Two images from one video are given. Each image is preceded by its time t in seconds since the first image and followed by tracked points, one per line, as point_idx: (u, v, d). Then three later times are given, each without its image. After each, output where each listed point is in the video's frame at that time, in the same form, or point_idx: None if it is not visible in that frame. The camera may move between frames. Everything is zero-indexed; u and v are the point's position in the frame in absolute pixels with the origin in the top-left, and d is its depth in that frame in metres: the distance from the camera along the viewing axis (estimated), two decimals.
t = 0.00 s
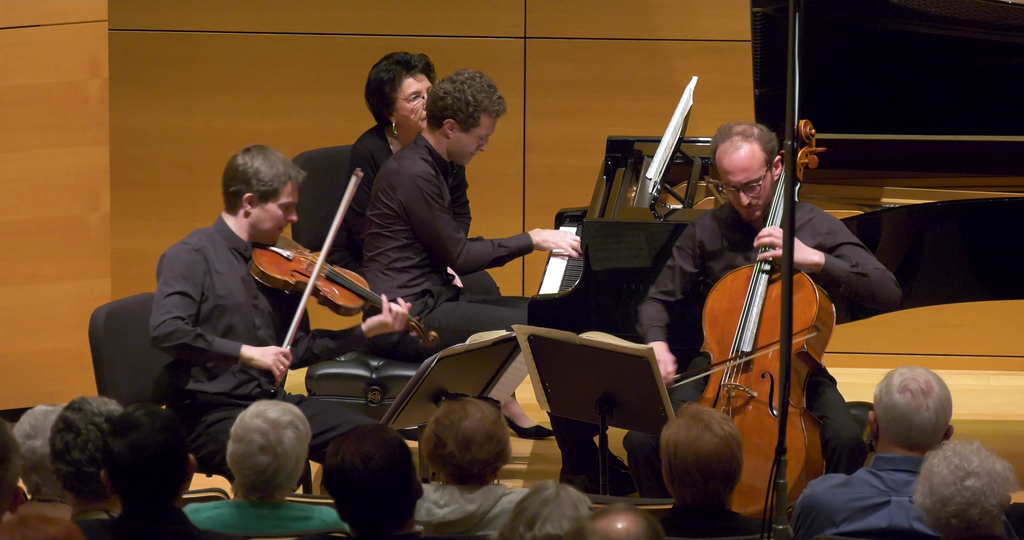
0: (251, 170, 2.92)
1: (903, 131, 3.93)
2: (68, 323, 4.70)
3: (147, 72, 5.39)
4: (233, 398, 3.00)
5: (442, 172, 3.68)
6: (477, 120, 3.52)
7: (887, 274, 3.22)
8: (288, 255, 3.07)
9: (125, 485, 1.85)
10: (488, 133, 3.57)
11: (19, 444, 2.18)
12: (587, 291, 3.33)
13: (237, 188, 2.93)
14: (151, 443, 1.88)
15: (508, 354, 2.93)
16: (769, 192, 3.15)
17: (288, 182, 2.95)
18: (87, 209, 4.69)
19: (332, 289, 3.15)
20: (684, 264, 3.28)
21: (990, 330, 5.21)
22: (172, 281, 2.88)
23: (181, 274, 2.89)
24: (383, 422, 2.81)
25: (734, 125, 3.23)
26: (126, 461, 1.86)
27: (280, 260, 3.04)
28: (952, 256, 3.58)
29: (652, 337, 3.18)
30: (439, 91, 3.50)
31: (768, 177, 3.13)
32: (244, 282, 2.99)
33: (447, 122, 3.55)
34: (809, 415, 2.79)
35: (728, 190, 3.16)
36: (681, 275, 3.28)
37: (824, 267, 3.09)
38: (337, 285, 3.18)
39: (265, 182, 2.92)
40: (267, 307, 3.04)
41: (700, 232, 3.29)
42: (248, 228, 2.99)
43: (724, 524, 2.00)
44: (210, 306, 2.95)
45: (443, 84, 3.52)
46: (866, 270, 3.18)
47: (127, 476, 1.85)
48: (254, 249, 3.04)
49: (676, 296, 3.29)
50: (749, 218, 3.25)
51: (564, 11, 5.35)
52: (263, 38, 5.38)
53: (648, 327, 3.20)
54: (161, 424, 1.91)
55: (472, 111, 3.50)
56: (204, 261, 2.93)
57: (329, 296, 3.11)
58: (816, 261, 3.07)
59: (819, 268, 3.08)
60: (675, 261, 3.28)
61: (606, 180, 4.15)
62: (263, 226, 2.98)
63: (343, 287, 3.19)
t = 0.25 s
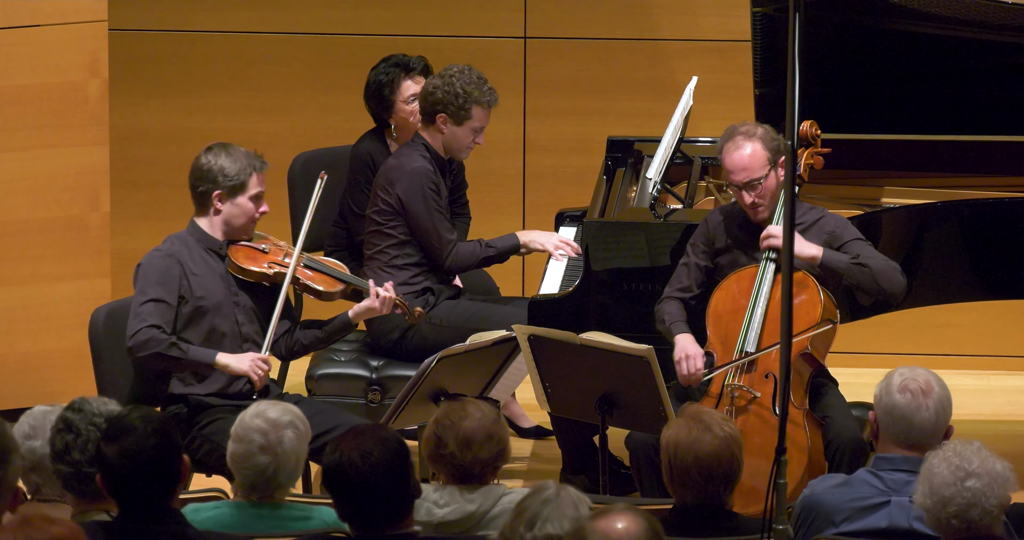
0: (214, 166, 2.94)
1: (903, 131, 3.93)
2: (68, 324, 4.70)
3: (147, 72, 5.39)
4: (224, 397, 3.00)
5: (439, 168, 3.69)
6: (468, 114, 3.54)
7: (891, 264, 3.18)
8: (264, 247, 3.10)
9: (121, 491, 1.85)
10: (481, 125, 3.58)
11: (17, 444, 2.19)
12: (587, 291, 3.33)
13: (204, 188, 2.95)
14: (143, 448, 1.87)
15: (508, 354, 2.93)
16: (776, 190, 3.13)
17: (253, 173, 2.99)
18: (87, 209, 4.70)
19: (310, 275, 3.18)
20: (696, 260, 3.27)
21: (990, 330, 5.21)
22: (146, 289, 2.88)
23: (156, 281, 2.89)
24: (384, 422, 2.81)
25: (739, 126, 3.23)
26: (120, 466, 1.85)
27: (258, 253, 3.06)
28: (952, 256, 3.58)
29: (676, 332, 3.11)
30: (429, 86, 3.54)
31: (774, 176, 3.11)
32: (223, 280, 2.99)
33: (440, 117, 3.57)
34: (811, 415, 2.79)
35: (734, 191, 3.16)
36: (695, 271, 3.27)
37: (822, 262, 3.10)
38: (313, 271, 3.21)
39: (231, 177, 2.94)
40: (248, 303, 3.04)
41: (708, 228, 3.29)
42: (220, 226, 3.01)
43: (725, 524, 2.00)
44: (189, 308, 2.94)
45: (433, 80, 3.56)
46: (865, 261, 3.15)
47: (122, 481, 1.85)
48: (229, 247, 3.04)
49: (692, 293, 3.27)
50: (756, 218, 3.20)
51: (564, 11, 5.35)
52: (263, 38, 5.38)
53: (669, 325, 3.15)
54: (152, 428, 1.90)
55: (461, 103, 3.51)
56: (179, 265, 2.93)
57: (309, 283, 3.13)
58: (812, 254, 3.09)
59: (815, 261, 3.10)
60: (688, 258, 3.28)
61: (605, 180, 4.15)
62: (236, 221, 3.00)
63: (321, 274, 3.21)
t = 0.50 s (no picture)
0: (189, 166, 3.00)
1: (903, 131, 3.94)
2: (68, 324, 4.71)
3: (147, 72, 5.39)
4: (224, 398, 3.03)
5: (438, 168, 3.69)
6: (461, 112, 3.54)
7: (890, 259, 3.18)
8: (249, 243, 3.15)
9: (123, 492, 1.85)
10: (476, 123, 3.58)
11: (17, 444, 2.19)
12: (587, 291, 3.33)
13: (182, 189, 3.01)
14: (144, 449, 1.87)
15: (508, 354, 2.93)
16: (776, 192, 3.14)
17: (228, 169, 3.04)
18: (87, 209, 4.70)
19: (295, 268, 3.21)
20: (700, 259, 3.26)
21: (991, 329, 5.21)
22: (130, 298, 2.92)
23: (141, 288, 2.94)
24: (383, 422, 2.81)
25: (744, 123, 3.23)
26: (122, 467, 1.85)
27: (243, 250, 3.12)
28: (952, 256, 3.58)
29: (688, 325, 3.06)
30: (421, 86, 3.55)
31: (777, 176, 3.12)
32: (208, 280, 3.05)
33: (434, 117, 3.57)
34: (811, 415, 2.79)
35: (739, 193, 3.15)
36: (700, 269, 3.25)
37: (822, 262, 3.10)
38: (301, 263, 3.25)
39: (206, 176, 3.00)
40: (237, 301, 3.10)
41: (710, 228, 3.28)
42: (202, 226, 3.07)
43: (725, 525, 2.00)
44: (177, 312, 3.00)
45: (425, 79, 3.56)
46: (863, 258, 3.16)
47: (124, 482, 1.85)
48: (214, 246, 3.09)
49: (697, 292, 3.23)
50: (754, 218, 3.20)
51: (564, 11, 5.35)
52: (263, 38, 5.38)
53: (681, 322, 3.09)
54: (154, 429, 1.90)
55: (454, 101, 3.51)
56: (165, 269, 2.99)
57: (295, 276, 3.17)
58: (812, 255, 3.09)
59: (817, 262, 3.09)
60: (692, 256, 3.26)
61: (606, 180, 4.15)
62: (215, 219, 3.06)
63: (308, 266, 3.24)
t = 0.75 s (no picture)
0: (178, 168, 3.04)
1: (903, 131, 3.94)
2: (69, 324, 4.71)
3: (147, 72, 5.39)
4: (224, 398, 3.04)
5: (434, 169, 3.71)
6: (453, 107, 3.55)
7: (887, 260, 3.18)
8: (242, 241, 3.16)
9: (127, 491, 1.85)
10: (470, 119, 3.58)
11: (17, 444, 2.19)
12: (587, 291, 3.33)
13: (171, 190, 3.05)
14: (148, 447, 1.87)
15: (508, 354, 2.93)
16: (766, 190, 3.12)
17: (218, 169, 3.07)
18: (87, 209, 4.70)
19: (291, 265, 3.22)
20: (699, 259, 3.24)
21: (991, 329, 5.21)
22: (124, 301, 2.93)
23: (134, 291, 2.95)
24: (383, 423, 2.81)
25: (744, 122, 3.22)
26: (126, 464, 1.86)
27: (236, 248, 3.13)
28: (952, 256, 3.58)
29: (689, 326, 3.04)
30: (415, 84, 3.58)
31: (766, 177, 3.11)
32: (203, 281, 3.06)
33: (426, 114, 3.58)
34: (810, 414, 2.79)
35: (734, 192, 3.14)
36: (700, 270, 3.23)
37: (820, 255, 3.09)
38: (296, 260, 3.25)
39: (195, 176, 3.03)
40: (233, 301, 3.10)
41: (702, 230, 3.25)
42: (194, 227, 3.09)
43: (725, 525, 2.00)
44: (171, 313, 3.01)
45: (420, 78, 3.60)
46: (862, 256, 3.15)
47: (127, 480, 1.85)
48: (207, 247, 3.11)
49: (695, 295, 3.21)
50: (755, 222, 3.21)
51: (564, 11, 5.35)
52: (263, 38, 5.38)
53: (681, 324, 3.07)
54: (158, 428, 1.90)
55: (446, 98, 3.52)
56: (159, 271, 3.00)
57: (290, 274, 3.18)
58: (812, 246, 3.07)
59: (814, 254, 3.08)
60: (690, 258, 3.25)
61: (606, 181, 4.15)
62: (206, 219, 3.09)
63: (306, 263, 3.25)
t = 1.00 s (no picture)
0: (175, 167, 3.06)
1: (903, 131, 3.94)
2: (69, 324, 4.71)
3: (147, 73, 5.39)
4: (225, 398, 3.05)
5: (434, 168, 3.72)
6: (440, 101, 3.58)
7: (881, 253, 3.17)
8: (241, 239, 3.16)
9: (131, 488, 1.85)
10: (460, 112, 3.60)
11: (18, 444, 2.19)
12: (587, 291, 3.33)
13: (169, 190, 3.06)
14: (154, 443, 1.88)
15: (508, 354, 2.93)
16: (744, 191, 3.16)
17: (214, 166, 3.09)
18: (87, 209, 4.70)
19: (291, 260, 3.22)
20: (688, 260, 3.27)
21: (991, 329, 5.21)
22: (125, 303, 2.94)
23: (135, 292, 2.95)
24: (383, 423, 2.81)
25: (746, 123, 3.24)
26: (131, 461, 1.86)
27: (235, 245, 3.13)
28: (952, 256, 3.58)
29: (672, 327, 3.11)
30: (407, 82, 3.62)
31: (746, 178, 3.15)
32: (203, 281, 3.05)
33: (417, 111, 3.62)
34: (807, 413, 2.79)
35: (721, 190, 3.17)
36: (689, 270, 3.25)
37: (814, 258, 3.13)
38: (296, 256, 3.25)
39: (192, 175, 3.05)
40: (234, 300, 3.10)
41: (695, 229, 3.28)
42: (193, 227, 3.10)
43: (724, 525, 1.99)
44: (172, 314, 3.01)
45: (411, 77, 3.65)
46: (856, 254, 3.14)
47: (131, 477, 1.85)
48: (207, 246, 3.11)
49: (685, 295, 3.24)
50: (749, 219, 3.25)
51: (564, 11, 5.35)
52: (263, 37, 5.38)
53: (664, 325, 3.14)
54: (165, 426, 1.90)
55: (435, 92, 3.56)
56: (160, 271, 3.00)
57: (290, 269, 3.18)
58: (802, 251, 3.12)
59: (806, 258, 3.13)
60: (681, 257, 3.27)
61: (606, 181, 4.15)
62: (205, 218, 3.09)
63: (306, 258, 3.25)
